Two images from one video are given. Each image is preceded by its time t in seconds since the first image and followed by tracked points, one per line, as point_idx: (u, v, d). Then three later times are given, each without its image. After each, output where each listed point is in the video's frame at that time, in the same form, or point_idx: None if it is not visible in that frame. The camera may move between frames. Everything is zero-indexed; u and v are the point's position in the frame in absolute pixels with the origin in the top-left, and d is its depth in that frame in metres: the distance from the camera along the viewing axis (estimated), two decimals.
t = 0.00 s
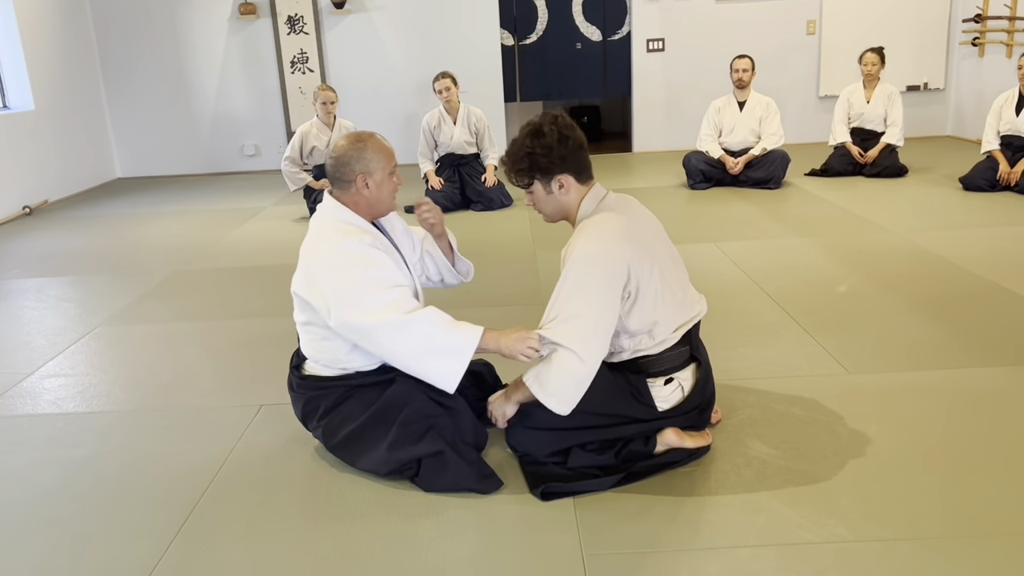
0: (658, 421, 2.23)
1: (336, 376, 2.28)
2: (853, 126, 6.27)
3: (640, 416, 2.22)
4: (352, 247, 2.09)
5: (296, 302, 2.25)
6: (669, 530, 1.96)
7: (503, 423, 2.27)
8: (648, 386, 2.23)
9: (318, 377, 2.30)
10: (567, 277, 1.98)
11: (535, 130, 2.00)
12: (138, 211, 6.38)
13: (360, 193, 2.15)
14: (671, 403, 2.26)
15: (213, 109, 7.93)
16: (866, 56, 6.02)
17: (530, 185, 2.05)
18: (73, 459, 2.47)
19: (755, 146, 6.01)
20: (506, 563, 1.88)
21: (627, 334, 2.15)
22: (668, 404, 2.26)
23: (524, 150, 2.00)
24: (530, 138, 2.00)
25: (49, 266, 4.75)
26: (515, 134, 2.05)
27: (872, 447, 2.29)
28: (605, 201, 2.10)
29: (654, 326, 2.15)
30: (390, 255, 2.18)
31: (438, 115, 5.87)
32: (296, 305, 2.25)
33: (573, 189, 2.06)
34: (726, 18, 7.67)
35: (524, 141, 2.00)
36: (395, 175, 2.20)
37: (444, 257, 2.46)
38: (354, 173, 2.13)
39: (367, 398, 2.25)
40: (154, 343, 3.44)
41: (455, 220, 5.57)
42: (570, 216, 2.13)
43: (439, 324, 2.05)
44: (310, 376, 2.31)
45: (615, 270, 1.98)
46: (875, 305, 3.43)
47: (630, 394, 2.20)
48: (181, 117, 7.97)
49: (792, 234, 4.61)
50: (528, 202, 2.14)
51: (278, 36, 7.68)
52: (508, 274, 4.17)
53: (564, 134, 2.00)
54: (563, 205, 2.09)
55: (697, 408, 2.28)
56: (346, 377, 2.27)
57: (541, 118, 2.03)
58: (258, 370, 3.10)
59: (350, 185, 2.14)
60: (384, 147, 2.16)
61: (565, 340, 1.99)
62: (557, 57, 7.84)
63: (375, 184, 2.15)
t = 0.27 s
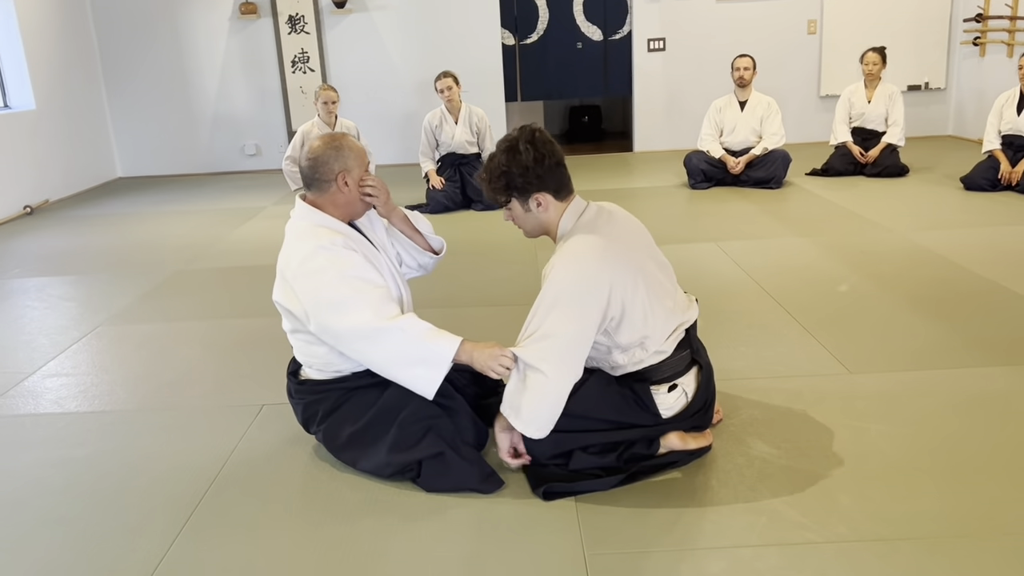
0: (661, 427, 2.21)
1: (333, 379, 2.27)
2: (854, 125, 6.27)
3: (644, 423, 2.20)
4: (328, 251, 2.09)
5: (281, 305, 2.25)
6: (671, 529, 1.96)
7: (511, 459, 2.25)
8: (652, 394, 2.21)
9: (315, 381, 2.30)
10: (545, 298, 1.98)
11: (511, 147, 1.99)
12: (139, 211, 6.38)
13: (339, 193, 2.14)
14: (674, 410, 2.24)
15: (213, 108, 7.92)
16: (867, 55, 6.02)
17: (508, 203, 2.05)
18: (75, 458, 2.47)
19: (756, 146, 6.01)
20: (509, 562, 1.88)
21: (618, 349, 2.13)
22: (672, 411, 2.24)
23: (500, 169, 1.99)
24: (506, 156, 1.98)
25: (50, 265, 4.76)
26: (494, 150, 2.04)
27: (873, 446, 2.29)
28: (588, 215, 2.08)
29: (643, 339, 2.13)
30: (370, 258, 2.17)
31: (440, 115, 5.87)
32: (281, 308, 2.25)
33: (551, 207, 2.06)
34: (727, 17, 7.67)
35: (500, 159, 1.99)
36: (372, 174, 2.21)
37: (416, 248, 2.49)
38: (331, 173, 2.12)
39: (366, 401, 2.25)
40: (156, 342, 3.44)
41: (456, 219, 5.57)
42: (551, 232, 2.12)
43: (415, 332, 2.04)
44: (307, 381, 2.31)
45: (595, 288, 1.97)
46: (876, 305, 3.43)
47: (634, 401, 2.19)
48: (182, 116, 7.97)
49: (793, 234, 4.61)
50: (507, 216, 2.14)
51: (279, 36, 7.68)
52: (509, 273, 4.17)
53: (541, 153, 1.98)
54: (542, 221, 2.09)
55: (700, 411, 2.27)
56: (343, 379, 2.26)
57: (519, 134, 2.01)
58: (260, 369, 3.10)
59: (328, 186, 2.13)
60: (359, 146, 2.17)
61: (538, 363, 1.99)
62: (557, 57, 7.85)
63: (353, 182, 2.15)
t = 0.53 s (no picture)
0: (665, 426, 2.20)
1: (338, 377, 2.26)
2: (857, 125, 6.26)
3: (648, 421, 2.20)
4: (327, 254, 2.08)
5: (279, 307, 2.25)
6: (674, 528, 1.96)
7: (521, 476, 2.20)
8: (656, 392, 2.19)
9: (319, 381, 2.29)
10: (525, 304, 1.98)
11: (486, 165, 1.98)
12: (141, 209, 6.39)
13: (332, 192, 2.14)
14: (678, 407, 2.22)
15: (216, 106, 7.93)
16: (870, 55, 6.01)
17: (486, 222, 2.03)
18: (79, 456, 2.48)
19: (759, 145, 6.01)
20: (512, 561, 1.87)
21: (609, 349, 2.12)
22: (676, 408, 2.22)
23: (476, 188, 1.97)
24: (482, 175, 1.97)
25: (54, 263, 4.77)
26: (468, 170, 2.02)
27: (877, 446, 2.28)
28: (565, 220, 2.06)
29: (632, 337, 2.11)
30: (369, 261, 2.16)
31: (443, 113, 5.87)
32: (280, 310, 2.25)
33: (529, 222, 2.04)
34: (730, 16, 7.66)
35: (476, 179, 1.97)
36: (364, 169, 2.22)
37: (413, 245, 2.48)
38: (325, 172, 2.11)
39: (370, 399, 2.25)
40: (160, 340, 3.45)
41: (459, 218, 5.57)
42: (530, 249, 2.11)
43: (413, 341, 2.04)
44: (312, 380, 2.30)
45: (573, 287, 1.96)
46: (880, 304, 3.42)
47: (638, 401, 2.18)
48: (184, 115, 7.98)
49: (796, 233, 4.61)
50: (486, 237, 2.12)
51: (281, 34, 7.67)
52: (512, 272, 4.17)
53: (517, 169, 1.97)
54: (521, 238, 2.07)
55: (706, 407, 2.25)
56: (348, 378, 2.25)
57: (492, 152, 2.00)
58: (264, 367, 3.10)
59: (321, 186, 2.12)
60: (348, 143, 2.17)
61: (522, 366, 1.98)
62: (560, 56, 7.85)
63: (346, 180, 2.14)
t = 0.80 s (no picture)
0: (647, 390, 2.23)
1: (344, 374, 2.26)
2: (861, 125, 6.25)
3: (635, 388, 2.22)
4: (328, 253, 2.07)
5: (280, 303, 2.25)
6: (677, 528, 1.96)
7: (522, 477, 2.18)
8: (634, 356, 2.22)
9: (324, 377, 2.29)
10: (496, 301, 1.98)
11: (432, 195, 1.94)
12: (145, 207, 6.39)
13: (330, 191, 2.14)
14: (659, 363, 2.24)
15: (220, 105, 7.94)
16: (874, 55, 5.99)
17: (445, 254, 1.99)
18: (82, 454, 2.48)
19: (763, 144, 6.00)
20: (515, 560, 1.87)
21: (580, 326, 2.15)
22: (657, 366, 2.24)
23: (429, 220, 1.93)
24: (431, 206, 1.93)
25: (57, 262, 4.77)
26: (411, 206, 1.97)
27: (881, 446, 2.28)
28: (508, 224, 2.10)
29: (597, 308, 2.14)
30: (369, 261, 2.15)
31: (447, 112, 5.86)
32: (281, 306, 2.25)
33: (486, 240, 2.02)
34: (734, 16, 7.65)
35: (426, 211, 1.93)
36: (364, 166, 2.21)
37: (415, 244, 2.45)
38: (322, 171, 2.12)
39: (372, 397, 2.25)
40: (163, 338, 3.45)
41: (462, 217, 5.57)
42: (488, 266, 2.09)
43: (405, 348, 2.03)
44: (317, 377, 2.30)
45: (537, 269, 1.99)
46: (884, 304, 3.42)
47: (619, 368, 2.20)
48: (188, 114, 7.98)
49: (800, 233, 4.60)
50: (443, 266, 2.08)
51: (285, 33, 7.68)
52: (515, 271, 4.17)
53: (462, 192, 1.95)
54: (481, 258, 2.05)
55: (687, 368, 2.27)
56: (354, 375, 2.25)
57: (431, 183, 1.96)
58: (268, 366, 3.10)
59: (319, 185, 2.13)
60: (348, 141, 2.16)
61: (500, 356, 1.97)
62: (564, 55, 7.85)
63: (343, 180, 2.14)
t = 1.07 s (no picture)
0: (644, 386, 2.25)
1: (344, 374, 2.26)
2: (866, 126, 6.23)
3: (632, 384, 2.23)
4: (328, 252, 2.07)
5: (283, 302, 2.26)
6: (680, 529, 1.96)
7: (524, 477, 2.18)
8: (631, 353, 2.23)
9: (324, 377, 2.29)
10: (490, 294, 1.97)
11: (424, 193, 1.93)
12: (149, 206, 6.40)
13: (329, 190, 2.15)
14: (655, 360, 2.27)
15: (224, 103, 7.94)
16: (880, 55, 5.98)
17: (440, 254, 1.98)
18: (87, 453, 2.48)
19: (767, 145, 5.99)
20: (519, 560, 1.87)
21: (576, 322, 2.14)
22: (652, 362, 2.26)
23: (423, 219, 1.92)
24: (425, 207, 1.92)
25: (61, 260, 4.77)
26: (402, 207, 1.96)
27: (885, 447, 2.27)
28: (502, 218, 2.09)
29: (592, 302, 2.13)
30: (369, 261, 2.14)
31: (451, 111, 5.85)
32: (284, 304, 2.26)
33: (481, 239, 2.01)
34: (739, 16, 7.64)
35: (419, 210, 1.92)
36: (366, 165, 2.19)
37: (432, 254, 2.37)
38: (320, 169, 2.13)
39: (374, 398, 2.24)
40: (167, 337, 3.45)
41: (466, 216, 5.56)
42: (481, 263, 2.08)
43: (399, 350, 2.02)
44: (317, 378, 2.30)
45: (531, 263, 1.98)
46: (888, 306, 3.41)
47: (616, 366, 2.21)
48: (192, 112, 7.99)
49: (804, 233, 4.60)
50: (438, 266, 2.07)
51: (289, 32, 7.68)
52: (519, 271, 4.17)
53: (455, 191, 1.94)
54: (476, 257, 2.04)
55: (677, 361, 2.30)
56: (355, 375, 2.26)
57: (423, 183, 1.95)
58: (272, 364, 3.10)
59: (317, 183, 2.14)
60: (348, 140, 2.15)
61: (494, 352, 1.97)
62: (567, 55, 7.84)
63: (342, 179, 2.14)
